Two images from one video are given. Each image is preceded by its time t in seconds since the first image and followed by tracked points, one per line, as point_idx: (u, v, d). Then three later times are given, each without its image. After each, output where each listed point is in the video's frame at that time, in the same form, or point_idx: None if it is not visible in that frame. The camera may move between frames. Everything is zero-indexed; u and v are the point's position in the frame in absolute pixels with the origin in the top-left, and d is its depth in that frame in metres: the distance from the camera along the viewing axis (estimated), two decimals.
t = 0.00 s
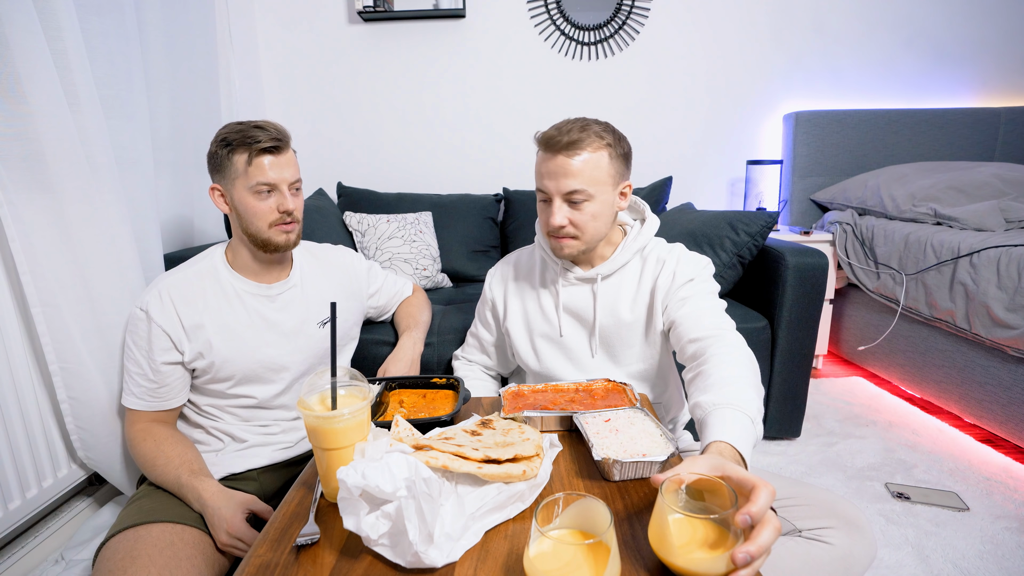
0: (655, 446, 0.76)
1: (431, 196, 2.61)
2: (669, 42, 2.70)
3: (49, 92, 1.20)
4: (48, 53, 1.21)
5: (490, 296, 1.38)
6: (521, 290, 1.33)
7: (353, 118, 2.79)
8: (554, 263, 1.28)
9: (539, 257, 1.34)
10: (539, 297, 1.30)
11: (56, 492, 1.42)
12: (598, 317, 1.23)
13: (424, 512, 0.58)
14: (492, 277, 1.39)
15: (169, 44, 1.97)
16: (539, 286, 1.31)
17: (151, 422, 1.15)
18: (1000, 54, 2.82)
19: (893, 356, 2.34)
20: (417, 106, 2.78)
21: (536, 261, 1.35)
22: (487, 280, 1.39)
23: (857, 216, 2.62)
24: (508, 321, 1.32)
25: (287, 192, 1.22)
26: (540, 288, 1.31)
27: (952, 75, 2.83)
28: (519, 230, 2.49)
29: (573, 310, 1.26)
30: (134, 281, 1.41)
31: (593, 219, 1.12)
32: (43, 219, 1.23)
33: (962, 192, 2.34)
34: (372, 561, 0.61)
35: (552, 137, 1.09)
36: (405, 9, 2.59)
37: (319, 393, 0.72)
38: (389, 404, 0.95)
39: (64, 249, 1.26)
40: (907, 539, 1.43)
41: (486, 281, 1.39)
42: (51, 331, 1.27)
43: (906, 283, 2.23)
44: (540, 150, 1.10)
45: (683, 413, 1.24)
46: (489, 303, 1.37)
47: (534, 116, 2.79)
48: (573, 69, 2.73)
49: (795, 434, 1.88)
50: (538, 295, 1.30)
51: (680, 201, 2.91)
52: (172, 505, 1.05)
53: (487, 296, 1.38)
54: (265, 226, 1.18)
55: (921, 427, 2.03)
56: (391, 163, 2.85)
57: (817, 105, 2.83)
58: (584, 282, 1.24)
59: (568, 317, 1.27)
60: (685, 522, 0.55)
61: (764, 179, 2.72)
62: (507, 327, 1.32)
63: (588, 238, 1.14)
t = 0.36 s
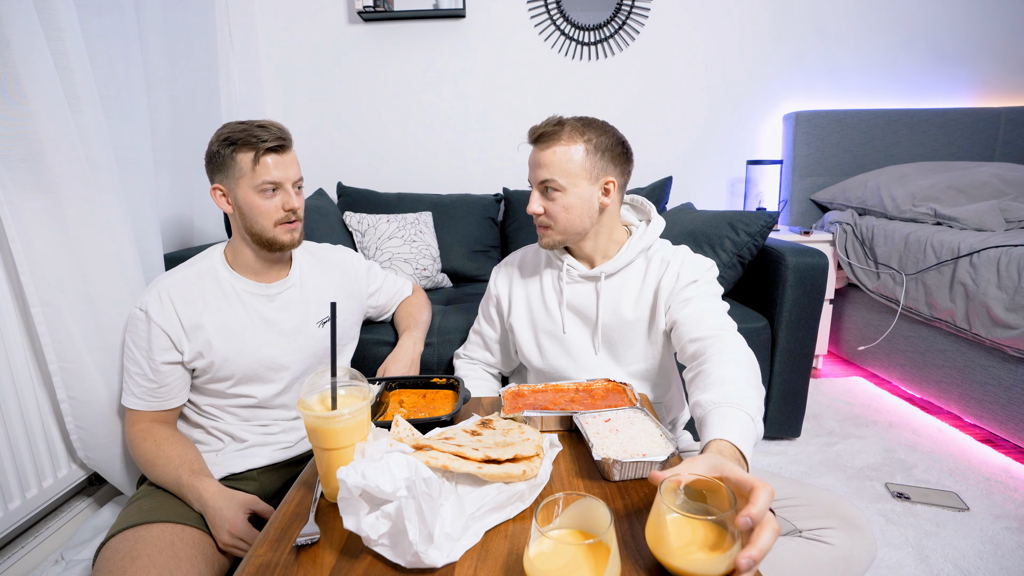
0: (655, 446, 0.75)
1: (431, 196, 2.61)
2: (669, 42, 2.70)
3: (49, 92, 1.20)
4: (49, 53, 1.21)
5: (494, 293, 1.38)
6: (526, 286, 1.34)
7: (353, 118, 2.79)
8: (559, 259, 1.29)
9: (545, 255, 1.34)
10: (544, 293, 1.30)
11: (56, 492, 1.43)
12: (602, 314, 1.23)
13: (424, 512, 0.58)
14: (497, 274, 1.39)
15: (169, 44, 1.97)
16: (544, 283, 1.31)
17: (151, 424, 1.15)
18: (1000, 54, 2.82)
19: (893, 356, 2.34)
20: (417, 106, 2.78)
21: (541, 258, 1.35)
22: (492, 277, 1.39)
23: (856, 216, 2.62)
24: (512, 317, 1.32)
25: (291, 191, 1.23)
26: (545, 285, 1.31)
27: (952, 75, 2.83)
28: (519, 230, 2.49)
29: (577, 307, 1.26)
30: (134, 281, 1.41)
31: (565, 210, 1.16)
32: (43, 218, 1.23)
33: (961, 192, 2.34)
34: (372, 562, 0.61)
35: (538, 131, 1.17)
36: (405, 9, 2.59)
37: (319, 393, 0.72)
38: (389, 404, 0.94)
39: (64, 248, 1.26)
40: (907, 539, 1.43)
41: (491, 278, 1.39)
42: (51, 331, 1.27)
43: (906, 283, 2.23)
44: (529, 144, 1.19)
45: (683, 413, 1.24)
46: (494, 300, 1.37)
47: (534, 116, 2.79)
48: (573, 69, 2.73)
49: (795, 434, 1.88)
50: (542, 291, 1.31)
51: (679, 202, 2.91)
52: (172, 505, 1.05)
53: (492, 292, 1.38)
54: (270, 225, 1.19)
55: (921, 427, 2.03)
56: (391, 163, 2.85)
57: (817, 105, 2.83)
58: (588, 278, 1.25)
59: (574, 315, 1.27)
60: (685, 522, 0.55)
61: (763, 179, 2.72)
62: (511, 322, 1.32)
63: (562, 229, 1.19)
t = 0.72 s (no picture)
0: (656, 446, 0.76)
1: (431, 196, 2.61)
2: (669, 42, 2.70)
3: (50, 92, 1.20)
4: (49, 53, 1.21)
5: (495, 293, 1.38)
6: (526, 285, 1.34)
7: (352, 117, 2.79)
8: (559, 260, 1.29)
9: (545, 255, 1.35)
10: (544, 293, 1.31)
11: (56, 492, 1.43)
12: (603, 315, 1.23)
13: (424, 512, 0.58)
14: (497, 274, 1.39)
15: (169, 44, 1.97)
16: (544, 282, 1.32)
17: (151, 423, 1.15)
18: (1000, 54, 2.82)
19: (893, 356, 2.34)
20: (417, 106, 2.78)
21: (541, 258, 1.36)
22: (492, 277, 1.39)
23: (856, 216, 2.62)
24: (512, 317, 1.32)
25: (290, 191, 1.23)
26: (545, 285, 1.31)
27: (952, 75, 2.83)
28: (519, 230, 2.49)
29: (578, 307, 1.26)
30: (134, 281, 1.41)
31: (567, 211, 1.16)
32: (43, 218, 1.23)
33: (961, 192, 2.34)
34: (372, 562, 0.61)
35: (533, 136, 1.17)
36: (405, 10, 2.59)
37: (319, 393, 0.72)
38: (389, 404, 0.94)
39: (65, 248, 1.26)
40: (907, 539, 1.43)
41: (490, 278, 1.39)
42: (51, 331, 1.27)
43: (905, 283, 2.23)
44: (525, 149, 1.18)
45: (688, 416, 1.25)
46: (494, 300, 1.37)
47: (534, 116, 2.79)
48: (573, 69, 2.73)
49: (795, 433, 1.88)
50: (542, 290, 1.31)
51: (679, 202, 2.91)
52: (171, 505, 1.05)
53: (492, 292, 1.38)
54: (269, 224, 1.19)
55: (921, 427, 2.03)
56: (391, 163, 2.85)
57: (817, 105, 2.83)
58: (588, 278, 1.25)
59: (575, 315, 1.27)
60: (684, 521, 0.56)
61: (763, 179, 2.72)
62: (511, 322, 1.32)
63: (566, 229, 1.19)
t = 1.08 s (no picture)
0: (656, 446, 0.76)
1: (431, 196, 2.61)
2: (669, 42, 2.70)
3: (50, 92, 1.20)
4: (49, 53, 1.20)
5: (501, 292, 1.36)
6: (534, 284, 1.33)
7: (352, 117, 2.79)
8: (572, 259, 1.28)
9: (554, 254, 1.34)
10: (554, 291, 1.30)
11: (56, 492, 1.42)
12: (615, 313, 1.24)
13: (424, 512, 0.58)
14: (503, 273, 1.37)
15: (169, 44, 1.97)
16: (554, 281, 1.31)
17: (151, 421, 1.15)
18: (1000, 54, 2.82)
19: (893, 356, 2.34)
20: (417, 106, 2.78)
21: (550, 257, 1.35)
22: (498, 276, 1.37)
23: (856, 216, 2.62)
24: (521, 315, 1.31)
25: (275, 206, 1.17)
26: (555, 283, 1.31)
27: (952, 75, 2.83)
28: (519, 230, 2.49)
29: (590, 305, 1.26)
30: (134, 281, 1.40)
31: (604, 206, 1.16)
32: (43, 218, 1.23)
33: (962, 192, 2.34)
34: (372, 561, 0.61)
35: (565, 127, 1.15)
36: (405, 9, 2.59)
37: (319, 393, 0.71)
38: (389, 404, 0.94)
39: (65, 248, 1.26)
40: (907, 539, 1.43)
41: (496, 277, 1.38)
42: (50, 331, 1.27)
43: (906, 283, 2.23)
44: (556, 140, 1.17)
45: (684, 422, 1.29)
46: (500, 299, 1.36)
47: (534, 116, 2.79)
48: (573, 69, 2.73)
49: (795, 434, 1.88)
50: (553, 289, 1.30)
51: (680, 201, 2.91)
52: (170, 505, 1.05)
53: (498, 291, 1.36)
54: (250, 234, 1.16)
55: (921, 427, 2.03)
56: (391, 163, 2.85)
57: (817, 105, 2.83)
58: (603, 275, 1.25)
59: (584, 314, 1.27)
60: (685, 521, 0.55)
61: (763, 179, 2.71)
62: (520, 320, 1.31)
63: (600, 225, 1.17)
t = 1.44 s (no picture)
0: (656, 446, 0.76)
1: (431, 196, 2.61)
2: (669, 42, 2.70)
3: (48, 92, 1.20)
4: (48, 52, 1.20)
5: (501, 292, 1.36)
6: (535, 284, 1.33)
7: (352, 117, 2.79)
8: (573, 259, 1.28)
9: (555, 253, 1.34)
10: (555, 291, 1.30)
11: (56, 492, 1.42)
12: (615, 314, 1.24)
13: (424, 512, 0.58)
14: (503, 273, 1.37)
15: (169, 44, 1.97)
16: (555, 281, 1.31)
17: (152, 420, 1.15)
18: (1000, 54, 2.82)
19: (893, 356, 2.34)
20: (417, 106, 2.78)
21: (551, 257, 1.35)
22: (498, 276, 1.37)
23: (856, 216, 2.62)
24: (521, 315, 1.31)
25: (294, 202, 1.17)
26: (556, 283, 1.31)
27: (952, 75, 2.83)
28: (519, 230, 2.50)
29: (591, 306, 1.26)
30: (134, 280, 1.40)
31: (610, 208, 1.16)
32: (41, 218, 1.23)
33: (962, 192, 2.34)
34: (371, 561, 0.61)
35: (572, 127, 1.15)
36: (405, 9, 2.59)
37: (319, 393, 0.71)
38: (389, 404, 0.94)
39: (63, 248, 1.26)
40: (907, 539, 1.43)
41: (497, 277, 1.37)
42: (49, 331, 1.26)
43: (906, 283, 2.23)
44: (562, 140, 1.16)
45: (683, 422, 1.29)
46: (501, 300, 1.36)
47: (534, 116, 2.79)
48: (573, 69, 2.73)
49: (795, 433, 1.88)
50: (553, 289, 1.30)
51: (680, 201, 2.91)
52: (170, 506, 1.05)
53: (499, 291, 1.36)
54: (266, 230, 1.16)
55: (921, 427, 2.03)
56: (391, 163, 2.85)
57: (817, 105, 2.83)
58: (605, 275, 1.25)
59: (585, 314, 1.27)
60: (684, 521, 0.55)
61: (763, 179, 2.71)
62: (520, 320, 1.31)
63: (604, 229, 1.17)
